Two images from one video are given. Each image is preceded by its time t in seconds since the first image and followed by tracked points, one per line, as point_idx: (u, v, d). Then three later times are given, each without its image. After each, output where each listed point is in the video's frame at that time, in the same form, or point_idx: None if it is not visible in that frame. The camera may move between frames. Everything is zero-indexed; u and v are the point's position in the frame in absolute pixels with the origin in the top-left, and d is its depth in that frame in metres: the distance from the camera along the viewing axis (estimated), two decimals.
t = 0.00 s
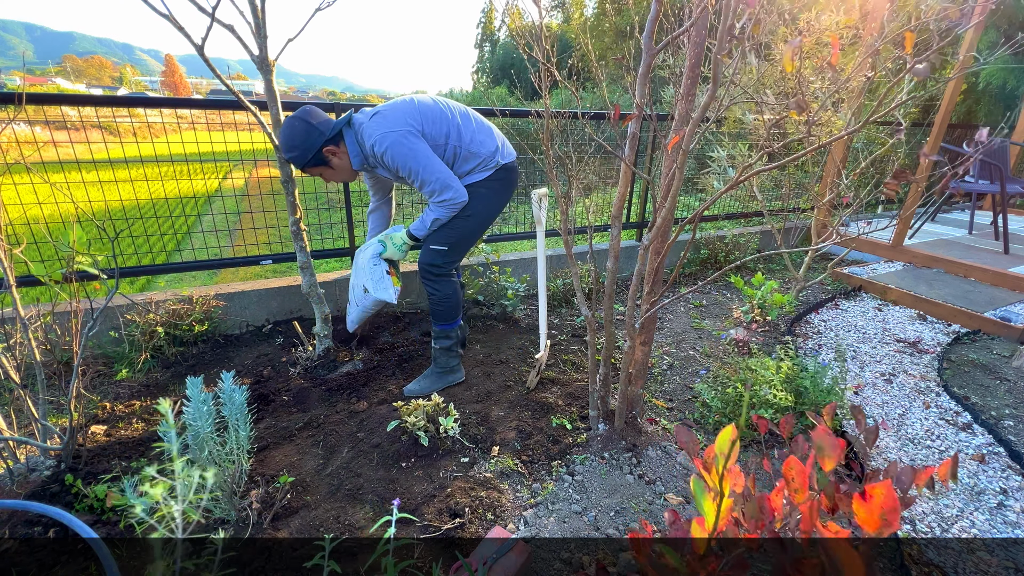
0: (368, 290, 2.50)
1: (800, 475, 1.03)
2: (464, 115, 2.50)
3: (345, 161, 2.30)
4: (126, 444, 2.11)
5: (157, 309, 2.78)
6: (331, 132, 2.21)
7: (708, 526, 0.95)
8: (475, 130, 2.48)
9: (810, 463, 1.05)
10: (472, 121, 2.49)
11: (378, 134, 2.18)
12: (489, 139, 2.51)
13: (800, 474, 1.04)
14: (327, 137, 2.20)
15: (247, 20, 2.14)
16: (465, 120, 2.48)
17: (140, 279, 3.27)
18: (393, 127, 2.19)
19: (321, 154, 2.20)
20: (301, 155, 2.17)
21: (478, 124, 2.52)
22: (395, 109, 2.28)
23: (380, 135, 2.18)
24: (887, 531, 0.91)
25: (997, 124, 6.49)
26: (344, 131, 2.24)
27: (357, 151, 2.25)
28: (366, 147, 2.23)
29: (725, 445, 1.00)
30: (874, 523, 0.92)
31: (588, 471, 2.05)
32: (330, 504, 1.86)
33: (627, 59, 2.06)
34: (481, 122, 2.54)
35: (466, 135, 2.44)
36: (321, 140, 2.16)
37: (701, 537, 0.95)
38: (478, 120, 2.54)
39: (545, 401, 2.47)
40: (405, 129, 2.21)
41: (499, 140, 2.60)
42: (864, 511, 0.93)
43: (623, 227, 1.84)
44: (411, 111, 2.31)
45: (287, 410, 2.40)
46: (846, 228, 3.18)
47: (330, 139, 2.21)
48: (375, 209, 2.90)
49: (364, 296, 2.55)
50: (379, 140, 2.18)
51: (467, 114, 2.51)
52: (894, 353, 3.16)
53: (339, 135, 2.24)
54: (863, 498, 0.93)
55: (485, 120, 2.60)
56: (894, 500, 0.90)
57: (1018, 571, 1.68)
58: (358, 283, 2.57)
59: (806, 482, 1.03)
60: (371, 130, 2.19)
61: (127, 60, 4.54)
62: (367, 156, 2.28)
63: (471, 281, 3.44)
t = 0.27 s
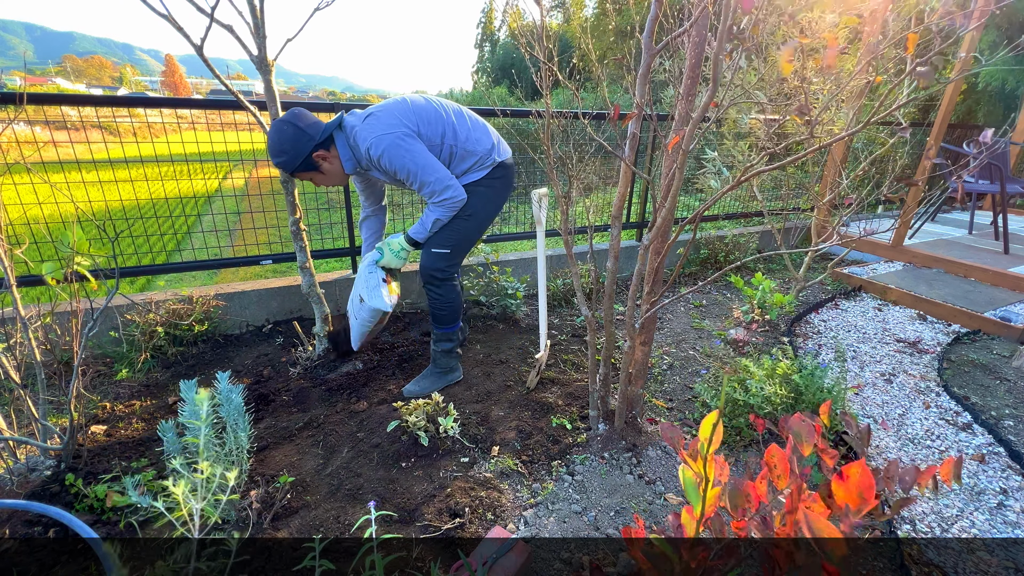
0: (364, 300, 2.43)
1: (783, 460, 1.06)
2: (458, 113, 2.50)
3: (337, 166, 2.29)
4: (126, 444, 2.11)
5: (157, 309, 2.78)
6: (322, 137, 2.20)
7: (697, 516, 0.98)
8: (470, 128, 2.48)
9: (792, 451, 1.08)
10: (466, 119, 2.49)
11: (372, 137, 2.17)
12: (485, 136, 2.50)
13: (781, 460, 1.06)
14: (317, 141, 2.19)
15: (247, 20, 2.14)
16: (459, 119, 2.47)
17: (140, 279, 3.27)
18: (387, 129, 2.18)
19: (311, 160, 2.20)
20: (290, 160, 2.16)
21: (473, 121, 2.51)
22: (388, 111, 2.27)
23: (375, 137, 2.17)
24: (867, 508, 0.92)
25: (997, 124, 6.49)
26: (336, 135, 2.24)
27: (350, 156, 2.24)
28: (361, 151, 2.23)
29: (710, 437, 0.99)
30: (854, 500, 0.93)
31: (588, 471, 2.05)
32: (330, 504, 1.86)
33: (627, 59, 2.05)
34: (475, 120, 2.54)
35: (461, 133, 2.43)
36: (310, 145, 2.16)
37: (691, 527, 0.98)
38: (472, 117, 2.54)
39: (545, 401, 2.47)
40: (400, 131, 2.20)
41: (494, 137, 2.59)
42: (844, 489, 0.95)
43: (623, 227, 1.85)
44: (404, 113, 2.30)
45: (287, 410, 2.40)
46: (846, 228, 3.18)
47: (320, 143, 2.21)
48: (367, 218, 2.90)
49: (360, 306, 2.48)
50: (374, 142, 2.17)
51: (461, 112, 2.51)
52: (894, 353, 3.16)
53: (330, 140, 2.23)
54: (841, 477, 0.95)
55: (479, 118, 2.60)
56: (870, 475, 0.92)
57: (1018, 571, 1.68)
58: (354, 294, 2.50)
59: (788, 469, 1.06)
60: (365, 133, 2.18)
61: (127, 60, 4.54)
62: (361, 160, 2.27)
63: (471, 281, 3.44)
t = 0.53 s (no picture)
0: (366, 313, 2.37)
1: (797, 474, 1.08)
2: (451, 113, 2.50)
3: (330, 171, 2.25)
4: (126, 444, 2.11)
5: (157, 309, 2.78)
6: (314, 141, 2.15)
7: (703, 528, 0.97)
8: (463, 127, 2.48)
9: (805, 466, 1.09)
10: (459, 118, 2.49)
11: (366, 139, 2.15)
12: (478, 134, 2.51)
13: (796, 473, 1.09)
14: (308, 146, 2.13)
15: (247, 20, 2.14)
16: (453, 118, 2.47)
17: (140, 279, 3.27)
18: (381, 130, 2.17)
19: (303, 165, 2.14)
20: (282, 166, 2.10)
21: (466, 120, 2.52)
22: (381, 113, 2.26)
23: (369, 139, 2.16)
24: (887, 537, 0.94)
25: (997, 124, 6.50)
26: (328, 139, 2.19)
27: (343, 159, 2.22)
28: (355, 153, 2.21)
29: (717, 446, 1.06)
30: (874, 528, 0.96)
31: (588, 471, 2.05)
32: (330, 504, 1.86)
33: (627, 59, 2.05)
34: (468, 119, 2.54)
35: (454, 132, 2.43)
36: (302, 150, 2.10)
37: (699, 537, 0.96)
38: (464, 116, 2.54)
39: (545, 401, 2.47)
40: (394, 132, 2.19)
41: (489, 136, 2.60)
42: (865, 516, 0.97)
43: (623, 227, 1.85)
44: (397, 114, 2.29)
45: (287, 410, 2.40)
46: (846, 228, 3.18)
47: (313, 148, 2.15)
48: (360, 223, 2.86)
49: (362, 321, 2.41)
50: (368, 145, 2.15)
51: (453, 111, 2.51)
52: (894, 353, 3.16)
53: (322, 144, 2.18)
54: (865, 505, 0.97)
55: (472, 117, 2.60)
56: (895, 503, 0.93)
57: (1018, 571, 1.68)
58: (355, 309, 2.43)
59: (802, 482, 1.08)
60: (358, 135, 2.17)
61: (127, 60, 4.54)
62: (355, 163, 2.25)
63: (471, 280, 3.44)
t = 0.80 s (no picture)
0: (364, 321, 2.17)
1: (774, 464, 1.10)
2: (448, 114, 2.49)
3: (323, 170, 2.23)
4: (126, 444, 2.11)
5: (157, 309, 2.78)
6: (307, 141, 2.13)
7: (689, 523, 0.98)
8: (460, 128, 2.48)
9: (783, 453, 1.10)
10: (456, 120, 2.49)
11: (362, 140, 2.14)
12: (475, 136, 2.51)
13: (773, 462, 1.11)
14: (301, 146, 2.11)
15: (247, 20, 2.14)
16: (450, 120, 2.47)
17: (140, 279, 3.27)
18: (377, 132, 2.15)
19: (295, 165, 2.12)
20: (274, 166, 2.07)
21: (463, 122, 2.51)
22: (377, 113, 2.24)
23: (365, 141, 2.14)
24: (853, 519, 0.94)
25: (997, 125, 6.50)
26: (323, 139, 2.17)
27: (337, 160, 2.20)
28: (349, 154, 2.19)
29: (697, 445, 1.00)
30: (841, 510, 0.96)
31: (588, 471, 2.05)
32: (330, 504, 1.86)
33: (627, 59, 2.05)
34: (465, 120, 2.54)
35: (451, 134, 2.43)
36: (295, 150, 2.08)
37: (683, 534, 0.97)
38: (461, 117, 2.53)
39: (545, 401, 2.47)
40: (391, 134, 2.18)
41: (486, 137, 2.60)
42: (830, 499, 0.98)
43: (623, 227, 1.84)
44: (394, 115, 2.28)
45: (287, 410, 2.40)
46: (846, 228, 3.18)
47: (306, 148, 2.13)
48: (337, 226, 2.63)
49: (355, 330, 2.20)
50: (364, 146, 2.14)
51: (450, 112, 2.50)
52: (894, 353, 3.16)
53: (316, 144, 2.16)
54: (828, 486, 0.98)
55: (469, 117, 2.59)
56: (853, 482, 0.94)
57: (1018, 571, 1.67)
58: (348, 317, 2.21)
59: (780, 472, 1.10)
60: (354, 136, 2.15)
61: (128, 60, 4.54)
62: (349, 164, 2.24)
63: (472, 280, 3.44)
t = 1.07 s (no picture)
0: (345, 329, 2.18)
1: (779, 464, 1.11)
2: (451, 117, 2.48)
3: (323, 172, 2.22)
4: (126, 444, 2.11)
5: (157, 309, 2.78)
6: (308, 142, 2.11)
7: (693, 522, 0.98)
8: (461, 132, 2.47)
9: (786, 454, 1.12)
10: (458, 124, 2.48)
11: (365, 144, 2.12)
12: (476, 140, 2.51)
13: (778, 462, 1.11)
14: (302, 147, 2.09)
15: (247, 20, 2.14)
16: (452, 124, 2.46)
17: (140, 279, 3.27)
18: (381, 136, 2.14)
19: (295, 166, 2.10)
20: (273, 167, 2.05)
21: (465, 126, 2.50)
22: (381, 116, 2.22)
23: (368, 144, 2.13)
24: (856, 517, 0.93)
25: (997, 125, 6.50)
26: (325, 141, 2.16)
27: (337, 162, 2.19)
28: (351, 157, 2.18)
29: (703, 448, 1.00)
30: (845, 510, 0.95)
31: (588, 471, 2.05)
32: (330, 504, 1.86)
33: (627, 60, 2.05)
34: (467, 124, 2.53)
35: (453, 138, 2.42)
36: (295, 151, 2.06)
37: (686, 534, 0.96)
38: (463, 121, 2.53)
39: (545, 401, 2.47)
40: (394, 138, 2.17)
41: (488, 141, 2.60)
42: (832, 498, 0.96)
43: (623, 227, 1.84)
44: (398, 119, 2.27)
45: (287, 410, 2.40)
46: (846, 228, 3.18)
47: (307, 150, 2.12)
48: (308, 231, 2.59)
49: (336, 337, 2.21)
50: (367, 149, 2.12)
51: (452, 116, 2.49)
52: (894, 353, 3.16)
53: (316, 145, 2.14)
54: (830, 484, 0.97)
55: (472, 120, 2.59)
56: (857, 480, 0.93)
57: (1018, 571, 1.67)
58: (329, 324, 2.22)
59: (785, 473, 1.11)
60: (357, 139, 2.13)
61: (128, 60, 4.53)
62: (349, 166, 2.23)
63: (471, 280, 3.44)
